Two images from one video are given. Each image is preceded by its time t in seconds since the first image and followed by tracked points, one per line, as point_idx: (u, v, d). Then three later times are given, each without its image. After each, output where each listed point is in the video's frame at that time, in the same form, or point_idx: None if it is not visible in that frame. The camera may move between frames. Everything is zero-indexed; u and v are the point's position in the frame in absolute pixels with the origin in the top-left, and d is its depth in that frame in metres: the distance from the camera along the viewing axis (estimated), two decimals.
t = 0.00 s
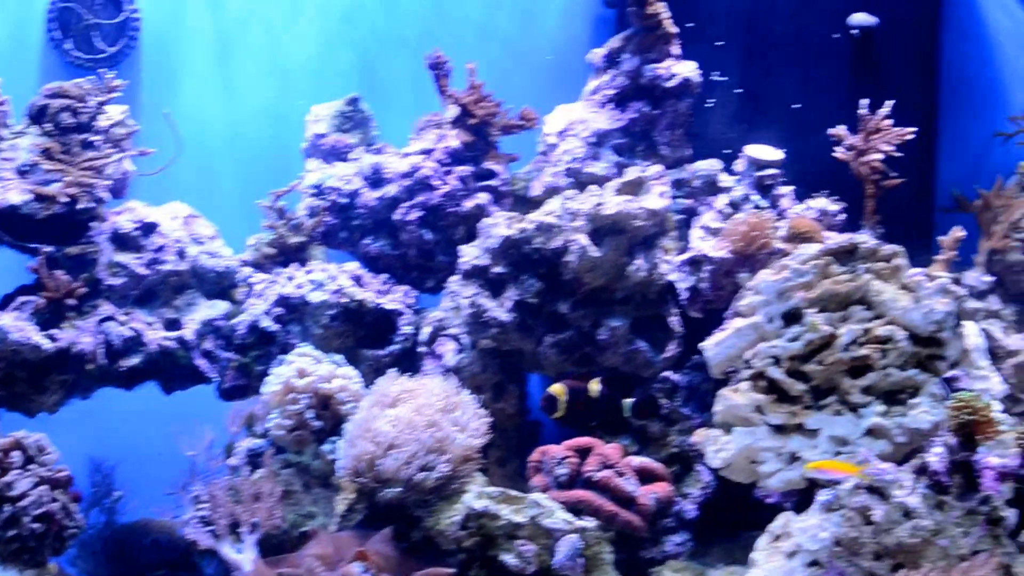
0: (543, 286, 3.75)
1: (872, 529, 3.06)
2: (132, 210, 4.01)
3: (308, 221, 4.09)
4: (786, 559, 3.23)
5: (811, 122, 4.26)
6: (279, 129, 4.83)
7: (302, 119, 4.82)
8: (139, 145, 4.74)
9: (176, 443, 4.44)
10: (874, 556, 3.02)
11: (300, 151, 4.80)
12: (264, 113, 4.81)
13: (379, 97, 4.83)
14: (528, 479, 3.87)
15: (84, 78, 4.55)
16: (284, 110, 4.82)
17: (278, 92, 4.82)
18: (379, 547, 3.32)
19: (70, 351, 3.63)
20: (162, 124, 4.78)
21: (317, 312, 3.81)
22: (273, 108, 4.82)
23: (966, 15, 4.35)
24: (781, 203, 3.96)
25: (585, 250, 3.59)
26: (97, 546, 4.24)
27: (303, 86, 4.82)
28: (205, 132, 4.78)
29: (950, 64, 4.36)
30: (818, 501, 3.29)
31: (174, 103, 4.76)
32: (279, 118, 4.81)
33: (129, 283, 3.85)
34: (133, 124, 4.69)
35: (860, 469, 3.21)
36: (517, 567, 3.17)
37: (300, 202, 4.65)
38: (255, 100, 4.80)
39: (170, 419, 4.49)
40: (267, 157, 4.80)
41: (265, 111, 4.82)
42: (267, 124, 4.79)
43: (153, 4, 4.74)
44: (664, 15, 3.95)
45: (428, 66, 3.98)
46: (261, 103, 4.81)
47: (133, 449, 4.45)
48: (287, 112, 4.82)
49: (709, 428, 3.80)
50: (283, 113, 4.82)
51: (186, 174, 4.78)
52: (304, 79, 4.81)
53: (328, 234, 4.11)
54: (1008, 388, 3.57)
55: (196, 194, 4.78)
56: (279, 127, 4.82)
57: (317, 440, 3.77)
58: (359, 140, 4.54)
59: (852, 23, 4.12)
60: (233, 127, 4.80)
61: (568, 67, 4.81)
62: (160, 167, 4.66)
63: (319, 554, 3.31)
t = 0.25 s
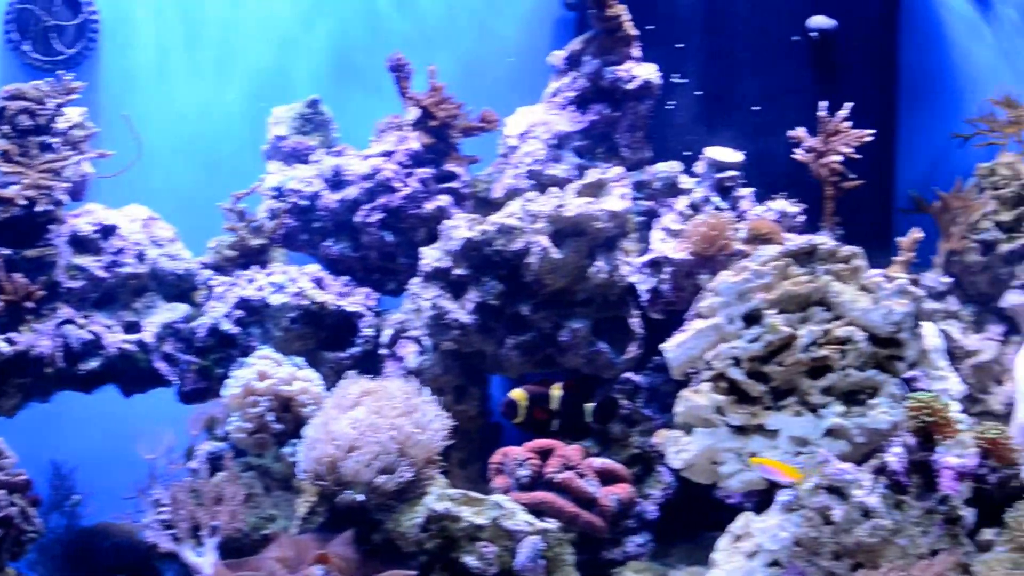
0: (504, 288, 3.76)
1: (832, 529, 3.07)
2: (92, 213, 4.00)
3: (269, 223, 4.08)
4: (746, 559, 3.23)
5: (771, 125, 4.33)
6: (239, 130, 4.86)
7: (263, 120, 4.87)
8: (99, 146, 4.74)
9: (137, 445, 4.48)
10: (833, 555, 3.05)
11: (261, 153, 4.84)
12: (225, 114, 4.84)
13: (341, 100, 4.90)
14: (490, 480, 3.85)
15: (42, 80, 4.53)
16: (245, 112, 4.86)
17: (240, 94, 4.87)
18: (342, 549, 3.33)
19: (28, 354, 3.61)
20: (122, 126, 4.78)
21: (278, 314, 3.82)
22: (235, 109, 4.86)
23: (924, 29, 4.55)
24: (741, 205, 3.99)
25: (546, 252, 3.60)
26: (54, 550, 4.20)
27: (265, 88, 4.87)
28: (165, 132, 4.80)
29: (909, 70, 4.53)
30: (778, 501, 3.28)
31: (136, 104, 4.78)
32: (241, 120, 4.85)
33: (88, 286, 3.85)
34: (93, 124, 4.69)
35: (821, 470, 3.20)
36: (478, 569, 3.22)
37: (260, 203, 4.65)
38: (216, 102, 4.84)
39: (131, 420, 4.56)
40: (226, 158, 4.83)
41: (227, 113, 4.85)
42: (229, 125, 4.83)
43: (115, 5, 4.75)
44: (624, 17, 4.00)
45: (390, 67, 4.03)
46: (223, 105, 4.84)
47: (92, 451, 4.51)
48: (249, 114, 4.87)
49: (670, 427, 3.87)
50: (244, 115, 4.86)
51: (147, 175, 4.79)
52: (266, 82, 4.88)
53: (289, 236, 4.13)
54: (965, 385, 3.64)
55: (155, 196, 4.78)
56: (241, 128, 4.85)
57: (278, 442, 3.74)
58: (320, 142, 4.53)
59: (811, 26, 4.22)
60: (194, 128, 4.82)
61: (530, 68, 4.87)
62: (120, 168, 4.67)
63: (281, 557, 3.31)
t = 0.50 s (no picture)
0: (464, 291, 3.77)
1: (792, 530, 2.99)
2: (50, 216, 3.98)
3: (228, 227, 4.08)
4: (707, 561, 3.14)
5: (731, 127, 4.45)
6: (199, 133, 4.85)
7: (223, 123, 4.86)
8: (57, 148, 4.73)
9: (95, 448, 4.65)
10: (793, 556, 2.96)
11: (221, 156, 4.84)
12: (185, 117, 4.84)
13: (301, 102, 4.90)
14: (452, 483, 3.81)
15: None
16: (205, 114, 4.85)
17: (200, 97, 4.86)
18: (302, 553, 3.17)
19: None
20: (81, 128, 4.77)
21: (239, 317, 3.83)
22: (194, 112, 4.85)
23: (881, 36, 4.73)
24: (700, 208, 4.01)
25: (507, 255, 3.60)
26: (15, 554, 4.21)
27: (225, 91, 4.87)
28: (124, 135, 4.80)
29: (867, 73, 4.70)
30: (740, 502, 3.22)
31: (94, 107, 4.77)
32: (201, 123, 4.85)
33: (46, 290, 3.81)
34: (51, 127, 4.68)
35: (780, 471, 3.10)
36: (440, 572, 3.23)
37: (220, 207, 4.67)
38: (176, 104, 4.83)
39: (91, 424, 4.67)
40: (186, 161, 4.83)
41: (186, 115, 4.85)
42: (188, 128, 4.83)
43: (73, 7, 4.76)
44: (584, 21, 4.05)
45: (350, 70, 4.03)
46: (182, 108, 4.84)
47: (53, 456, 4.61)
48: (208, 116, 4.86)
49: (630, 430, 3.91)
50: (203, 117, 4.86)
51: (106, 178, 4.78)
52: (226, 84, 4.87)
53: (248, 239, 4.14)
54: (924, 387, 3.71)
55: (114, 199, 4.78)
56: (200, 131, 4.85)
57: (239, 447, 3.73)
58: (280, 144, 4.53)
59: (772, 29, 4.38)
60: (153, 131, 4.82)
61: (491, 73, 4.91)
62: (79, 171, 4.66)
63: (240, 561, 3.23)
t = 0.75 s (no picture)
0: (425, 295, 3.76)
1: (752, 533, 2.89)
2: (8, 219, 3.95)
3: (188, 231, 4.16)
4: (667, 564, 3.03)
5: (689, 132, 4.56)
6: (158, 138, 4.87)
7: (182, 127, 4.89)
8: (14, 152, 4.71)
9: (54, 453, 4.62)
10: (754, 558, 2.85)
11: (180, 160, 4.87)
12: (143, 121, 4.85)
13: (260, 106, 4.95)
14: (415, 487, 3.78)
15: None
16: (163, 118, 4.87)
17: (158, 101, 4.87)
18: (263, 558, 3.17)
19: None
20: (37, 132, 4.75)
21: (199, 322, 3.83)
22: (152, 116, 4.86)
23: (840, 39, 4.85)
24: (660, 211, 4.02)
25: (467, 259, 3.61)
26: None
27: (183, 95, 4.89)
28: (81, 139, 4.79)
29: (826, 76, 4.82)
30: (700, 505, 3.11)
31: (51, 110, 4.76)
32: (159, 127, 4.86)
33: (5, 294, 3.80)
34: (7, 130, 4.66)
35: (740, 474, 3.02)
36: None
37: (179, 211, 4.73)
38: (134, 109, 4.84)
39: (48, 429, 4.66)
40: (144, 165, 4.84)
41: (145, 119, 4.85)
42: (147, 132, 4.84)
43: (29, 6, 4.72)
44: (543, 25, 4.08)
45: (310, 73, 4.12)
46: (140, 112, 4.85)
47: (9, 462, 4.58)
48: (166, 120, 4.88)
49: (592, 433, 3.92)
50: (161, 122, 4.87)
51: (63, 182, 4.77)
52: (185, 89, 4.89)
53: (210, 243, 4.18)
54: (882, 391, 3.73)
55: (71, 203, 4.78)
56: (158, 135, 4.86)
57: (199, 451, 3.71)
58: (239, 148, 4.63)
59: (730, 32, 4.51)
60: (111, 135, 4.81)
61: (450, 74, 4.98)
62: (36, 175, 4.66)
63: (201, 566, 3.23)
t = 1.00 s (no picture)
0: (386, 300, 3.75)
1: (713, 537, 2.77)
2: None
3: (148, 236, 4.15)
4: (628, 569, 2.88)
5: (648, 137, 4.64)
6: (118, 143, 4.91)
7: (141, 132, 4.93)
8: None
9: (14, 462, 4.61)
10: (715, 562, 2.73)
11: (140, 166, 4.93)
12: (102, 126, 4.87)
13: (222, 112, 5.06)
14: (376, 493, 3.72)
15: None
16: (123, 123, 4.91)
17: (118, 106, 4.90)
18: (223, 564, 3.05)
19: None
20: None
21: (159, 327, 3.84)
22: (112, 121, 4.90)
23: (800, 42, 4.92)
24: (620, 216, 4.07)
25: (428, 264, 3.59)
26: None
27: (143, 101, 4.93)
28: (38, 143, 4.78)
29: (786, 81, 4.89)
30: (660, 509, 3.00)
31: (8, 113, 4.72)
32: (119, 133, 4.90)
33: None
34: None
35: (701, 477, 2.89)
36: None
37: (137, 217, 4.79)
38: (93, 113, 4.85)
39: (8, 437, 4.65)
40: (103, 169, 4.88)
41: (104, 124, 4.88)
42: (106, 137, 4.87)
43: None
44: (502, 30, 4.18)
45: (270, 78, 4.23)
46: (99, 117, 4.87)
47: None
48: (125, 125, 4.91)
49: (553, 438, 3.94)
50: (121, 127, 4.91)
51: (21, 186, 4.77)
52: (145, 95, 4.93)
53: (168, 248, 4.14)
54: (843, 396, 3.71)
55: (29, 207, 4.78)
56: (118, 140, 4.90)
57: (160, 457, 3.68)
58: (198, 153, 4.72)
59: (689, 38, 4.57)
60: (69, 139, 4.81)
61: (409, 80, 5.19)
62: None
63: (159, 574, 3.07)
